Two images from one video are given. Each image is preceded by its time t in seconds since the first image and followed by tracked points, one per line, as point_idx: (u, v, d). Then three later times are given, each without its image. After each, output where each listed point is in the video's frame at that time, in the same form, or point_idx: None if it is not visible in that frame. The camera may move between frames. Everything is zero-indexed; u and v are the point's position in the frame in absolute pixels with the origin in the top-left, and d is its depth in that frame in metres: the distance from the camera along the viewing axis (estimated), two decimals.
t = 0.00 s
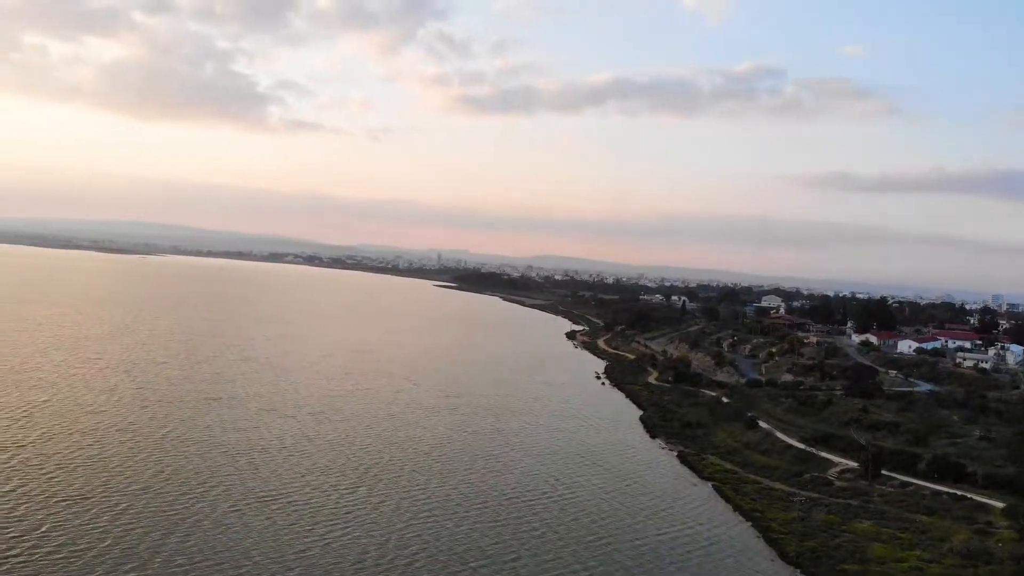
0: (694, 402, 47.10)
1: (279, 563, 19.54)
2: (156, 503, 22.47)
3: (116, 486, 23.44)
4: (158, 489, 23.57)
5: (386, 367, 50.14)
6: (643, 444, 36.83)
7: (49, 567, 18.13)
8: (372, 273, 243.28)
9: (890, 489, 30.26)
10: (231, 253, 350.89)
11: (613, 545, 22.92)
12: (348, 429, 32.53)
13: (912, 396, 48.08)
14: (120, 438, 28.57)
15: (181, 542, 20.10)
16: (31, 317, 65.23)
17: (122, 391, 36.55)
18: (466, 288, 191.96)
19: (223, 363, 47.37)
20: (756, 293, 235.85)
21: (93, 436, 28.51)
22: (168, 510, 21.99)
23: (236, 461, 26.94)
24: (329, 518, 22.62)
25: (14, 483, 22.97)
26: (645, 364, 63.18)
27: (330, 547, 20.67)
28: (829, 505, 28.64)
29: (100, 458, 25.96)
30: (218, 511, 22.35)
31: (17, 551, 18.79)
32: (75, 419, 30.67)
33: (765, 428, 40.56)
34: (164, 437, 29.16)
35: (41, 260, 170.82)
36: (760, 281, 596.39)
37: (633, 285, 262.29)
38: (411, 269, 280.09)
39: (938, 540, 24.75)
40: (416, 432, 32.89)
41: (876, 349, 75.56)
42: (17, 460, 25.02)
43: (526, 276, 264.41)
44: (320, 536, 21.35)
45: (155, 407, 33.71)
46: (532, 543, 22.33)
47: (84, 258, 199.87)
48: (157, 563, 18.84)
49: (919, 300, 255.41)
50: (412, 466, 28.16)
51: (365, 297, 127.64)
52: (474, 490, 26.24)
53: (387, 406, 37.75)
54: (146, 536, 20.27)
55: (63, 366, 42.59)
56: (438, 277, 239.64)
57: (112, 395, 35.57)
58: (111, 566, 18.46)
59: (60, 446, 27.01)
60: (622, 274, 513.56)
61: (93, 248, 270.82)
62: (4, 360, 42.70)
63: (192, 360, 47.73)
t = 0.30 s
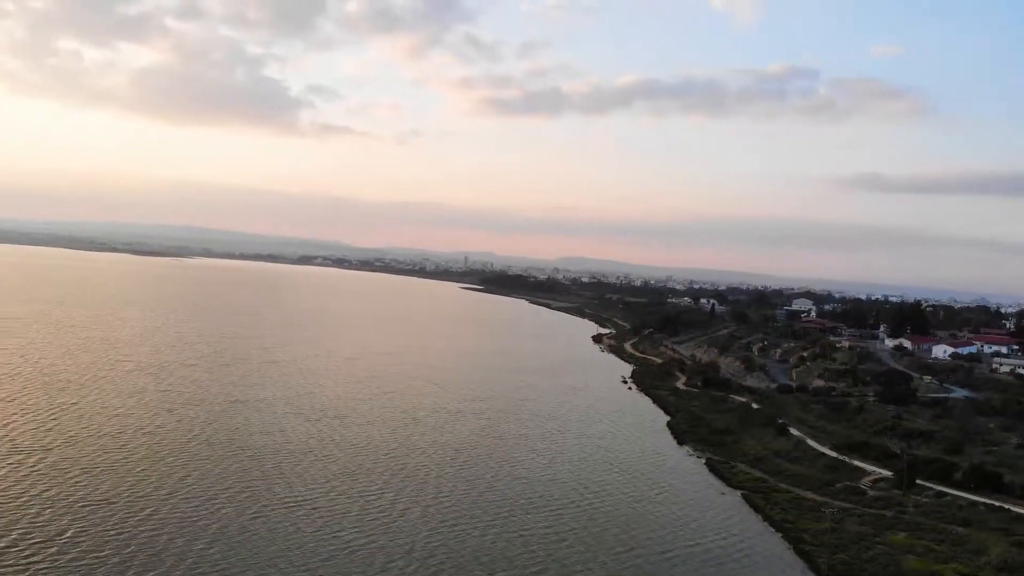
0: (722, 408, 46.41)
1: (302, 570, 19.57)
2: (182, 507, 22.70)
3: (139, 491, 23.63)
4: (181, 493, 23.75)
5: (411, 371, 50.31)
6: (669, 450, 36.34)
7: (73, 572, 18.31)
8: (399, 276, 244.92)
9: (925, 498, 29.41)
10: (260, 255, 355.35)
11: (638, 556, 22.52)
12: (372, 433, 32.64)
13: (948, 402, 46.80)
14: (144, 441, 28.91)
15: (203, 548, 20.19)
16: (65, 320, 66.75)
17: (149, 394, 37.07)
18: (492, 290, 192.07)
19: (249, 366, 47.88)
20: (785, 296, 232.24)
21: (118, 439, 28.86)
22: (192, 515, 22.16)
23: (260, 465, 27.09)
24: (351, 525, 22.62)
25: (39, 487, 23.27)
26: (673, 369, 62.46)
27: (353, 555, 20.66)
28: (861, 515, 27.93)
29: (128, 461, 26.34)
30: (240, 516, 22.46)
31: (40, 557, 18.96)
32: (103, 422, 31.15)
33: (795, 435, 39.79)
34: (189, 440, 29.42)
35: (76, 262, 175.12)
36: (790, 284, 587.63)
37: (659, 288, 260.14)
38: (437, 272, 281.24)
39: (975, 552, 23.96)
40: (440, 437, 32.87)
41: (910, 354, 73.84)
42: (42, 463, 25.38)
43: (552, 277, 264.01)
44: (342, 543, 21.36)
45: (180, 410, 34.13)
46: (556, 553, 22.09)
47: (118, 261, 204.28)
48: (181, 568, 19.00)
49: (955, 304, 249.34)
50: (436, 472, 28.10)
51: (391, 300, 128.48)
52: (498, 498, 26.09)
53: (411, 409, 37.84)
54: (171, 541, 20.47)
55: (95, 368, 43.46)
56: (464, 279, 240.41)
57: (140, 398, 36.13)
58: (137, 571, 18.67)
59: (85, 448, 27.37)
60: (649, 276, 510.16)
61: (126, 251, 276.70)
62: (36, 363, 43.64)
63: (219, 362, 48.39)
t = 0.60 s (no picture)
0: (751, 414, 45.69)
1: None
2: (206, 513, 22.98)
3: (162, 496, 23.92)
4: (206, 499, 24.04)
5: (435, 374, 50.40)
6: (696, 457, 35.82)
7: None
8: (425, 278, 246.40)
9: (960, 508, 28.52)
10: (289, 258, 359.54)
11: (663, 568, 22.18)
12: (396, 438, 32.74)
13: (985, 409, 45.44)
14: (169, 445, 29.31)
15: (225, 555, 20.33)
16: (97, 322, 68.19)
17: (175, 397, 37.63)
18: (518, 293, 192.10)
19: (275, 369, 48.39)
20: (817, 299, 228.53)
21: (143, 443, 29.28)
22: (216, 521, 22.40)
23: (283, 470, 27.28)
24: (374, 533, 22.65)
25: (65, 491, 23.64)
26: (701, 374, 61.67)
27: (374, 564, 20.65)
28: (893, 527, 27.16)
29: (153, 465, 26.74)
30: (263, 522, 22.63)
31: (64, 563, 19.23)
32: (130, 425, 31.69)
33: (827, 442, 38.96)
34: (213, 444, 29.76)
35: (109, 265, 178.96)
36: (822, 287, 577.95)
37: (687, 290, 257.76)
38: (463, 274, 282.13)
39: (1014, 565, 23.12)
40: (464, 442, 32.84)
41: (945, 358, 71.93)
42: (68, 468, 25.81)
43: (579, 280, 263.17)
44: (365, 552, 21.37)
45: (205, 414, 34.57)
46: (578, 563, 21.85)
47: (151, 264, 208.32)
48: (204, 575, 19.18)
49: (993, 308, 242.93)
50: (459, 479, 28.02)
51: (417, 303, 129.02)
52: (521, 505, 25.93)
53: (435, 413, 37.89)
54: (194, 547, 20.68)
55: (125, 371, 44.24)
56: (489, 281, 241.45)
57: (168, 401, 36.69)
58: None
59: (111, 452, 27.81)
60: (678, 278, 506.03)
61: (158, 253, 283.28)
62: (68, 366, 44.61)
63: (245, 365, 49.01)
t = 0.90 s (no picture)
0: (781, 420, 44.96)
1: None
2: (230, 518, 23.25)
3: (187, 501, 24.23)
4: (231, 503, 24.31)
5: (460, 377, 50.55)
6: (723, 464, 35.34)
7: None
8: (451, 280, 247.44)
9: (998, 519, 27.65)
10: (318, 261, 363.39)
11: None
12: (420, 442, 32.88)
13: None
14: (195, 448, 29.73)
15: (249, 561, 20.55)
16: (129, 325, 69.65)
17: (202, 400, 38.18)
18: (544, 295, 191.82)
19: (302, 371, 48.94)
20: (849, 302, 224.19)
21: (168, 447, 29.71)
22: (240, 527, 22.64)
23: (306, 475, 27.47)
24: (397, 540, 22.70)
25: (90, 496, 24.03)
26: (729, 378, 60.82)
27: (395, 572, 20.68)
28: (927, 538, 26.45)
29: (180, 469, 27.17)
30: (286, 528, 22.83)
31: (89, 569, 19.49)
32: (159, 429, 32.26)
33: (859, 450, 38.13)
34: (237, 448, 30.10)
35: (142, 268, 182.54)
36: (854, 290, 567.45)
37: (716, 291, 254.88)
38: (488, 275, 282.89)
39: None
40: (488, 447, 32.82)
41: (983, 364, 70.01)
42: (94, 472, 26.24)
43: (606, 282, 261.88)
44: (387, 560, 21.40)
45: (230, 417, 35.00)
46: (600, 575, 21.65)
47: (182, 266, 212.16)
48: None
49: None
50: (483, 485, 27.99)
51: (444, 305, 129.38)
52: (544, 513, 25.80)
53: (460, 418, 37.93)
54: (218, 553, 20.91)
55: (157, 373, 45.13)
56: (515, 283, 241.59)
57: (197, 404, 37.32)
58: None
59: (136, 457, 28.23)
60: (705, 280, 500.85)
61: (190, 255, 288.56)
62: (99, 368, 45.54)
63: (271, 368, 49.60)
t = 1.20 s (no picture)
0: (812, 427, 44.08)
1: None
2: (251, 524, 23.41)
3: (208, 507, 24.49)
4: (252, 510, 24.51)
5: (485, 381, 50.53)
6: (751, 473, 34.72)
7: None
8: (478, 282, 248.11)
9: None
10: (345, 263, 366.25)
11: None
12: (444, 447, 32.86)
13: None
14: (219, 453, 30.10)
15: (269, 569, 20.67)
16: (160, 328, 70.92)
17: (227, 403, 38.67)
18: (570, 298, 191.19)
19: (328, 374, 49.31)
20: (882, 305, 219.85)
21: (192, 451, 30.10)
22: (260, 534, 22.80)
23: (327, 481, 27.60)
24: (417, 548, 22.66)
25: (112, 502, 24.37)
26: (758, 383, 59.89)
27: None
28: (964, 551, 25.60)
29: (204, 474, 27.50)
30: (306, 535, 22.95)
31: None
32: (185, 433, 32.71)
33: (893, 459, 37.17)
34: (261, 453, 30.39)
35: (170, 271, 185.04)
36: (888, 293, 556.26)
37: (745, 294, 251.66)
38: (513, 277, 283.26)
39: None
40: (512, 454, 32.67)
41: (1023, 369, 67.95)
42: (117, 478, 26.63)
43: (633, 285, 260.35)
44: (407, 569, 21.37)
45: (255, 420, 35.42)
46: None
47: (211, 269, 215.83)
48: None
49: None
50: (506, 493, 27.85)
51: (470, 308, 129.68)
52: (567, 522, 25.57)
53: (483, 423, 37.86)
54: (238, 561, 21.07)
55: (186, 376, 45.83)
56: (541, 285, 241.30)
57: (223, 407, 37.79)
58: None
59: (159, 461, 28.63)
60: (735, 283, 495.12)
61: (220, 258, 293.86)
62: (129, 371, 46.42)
63: (297, 371, 50.07)
